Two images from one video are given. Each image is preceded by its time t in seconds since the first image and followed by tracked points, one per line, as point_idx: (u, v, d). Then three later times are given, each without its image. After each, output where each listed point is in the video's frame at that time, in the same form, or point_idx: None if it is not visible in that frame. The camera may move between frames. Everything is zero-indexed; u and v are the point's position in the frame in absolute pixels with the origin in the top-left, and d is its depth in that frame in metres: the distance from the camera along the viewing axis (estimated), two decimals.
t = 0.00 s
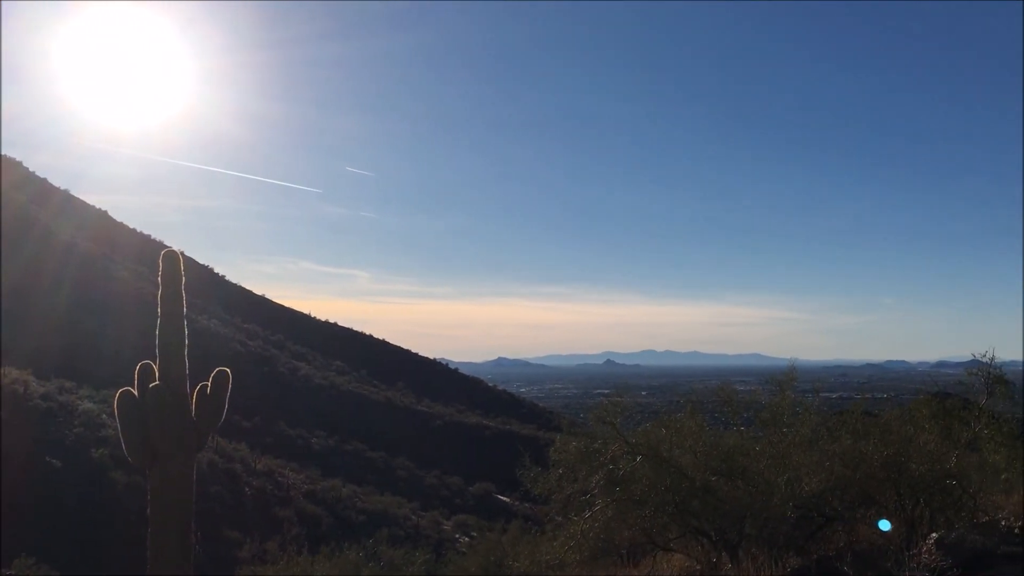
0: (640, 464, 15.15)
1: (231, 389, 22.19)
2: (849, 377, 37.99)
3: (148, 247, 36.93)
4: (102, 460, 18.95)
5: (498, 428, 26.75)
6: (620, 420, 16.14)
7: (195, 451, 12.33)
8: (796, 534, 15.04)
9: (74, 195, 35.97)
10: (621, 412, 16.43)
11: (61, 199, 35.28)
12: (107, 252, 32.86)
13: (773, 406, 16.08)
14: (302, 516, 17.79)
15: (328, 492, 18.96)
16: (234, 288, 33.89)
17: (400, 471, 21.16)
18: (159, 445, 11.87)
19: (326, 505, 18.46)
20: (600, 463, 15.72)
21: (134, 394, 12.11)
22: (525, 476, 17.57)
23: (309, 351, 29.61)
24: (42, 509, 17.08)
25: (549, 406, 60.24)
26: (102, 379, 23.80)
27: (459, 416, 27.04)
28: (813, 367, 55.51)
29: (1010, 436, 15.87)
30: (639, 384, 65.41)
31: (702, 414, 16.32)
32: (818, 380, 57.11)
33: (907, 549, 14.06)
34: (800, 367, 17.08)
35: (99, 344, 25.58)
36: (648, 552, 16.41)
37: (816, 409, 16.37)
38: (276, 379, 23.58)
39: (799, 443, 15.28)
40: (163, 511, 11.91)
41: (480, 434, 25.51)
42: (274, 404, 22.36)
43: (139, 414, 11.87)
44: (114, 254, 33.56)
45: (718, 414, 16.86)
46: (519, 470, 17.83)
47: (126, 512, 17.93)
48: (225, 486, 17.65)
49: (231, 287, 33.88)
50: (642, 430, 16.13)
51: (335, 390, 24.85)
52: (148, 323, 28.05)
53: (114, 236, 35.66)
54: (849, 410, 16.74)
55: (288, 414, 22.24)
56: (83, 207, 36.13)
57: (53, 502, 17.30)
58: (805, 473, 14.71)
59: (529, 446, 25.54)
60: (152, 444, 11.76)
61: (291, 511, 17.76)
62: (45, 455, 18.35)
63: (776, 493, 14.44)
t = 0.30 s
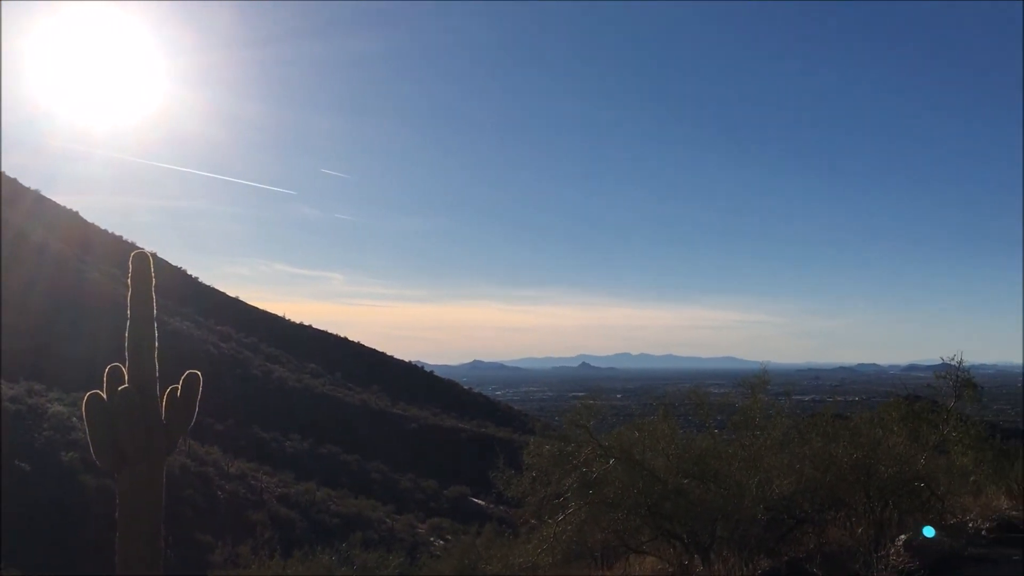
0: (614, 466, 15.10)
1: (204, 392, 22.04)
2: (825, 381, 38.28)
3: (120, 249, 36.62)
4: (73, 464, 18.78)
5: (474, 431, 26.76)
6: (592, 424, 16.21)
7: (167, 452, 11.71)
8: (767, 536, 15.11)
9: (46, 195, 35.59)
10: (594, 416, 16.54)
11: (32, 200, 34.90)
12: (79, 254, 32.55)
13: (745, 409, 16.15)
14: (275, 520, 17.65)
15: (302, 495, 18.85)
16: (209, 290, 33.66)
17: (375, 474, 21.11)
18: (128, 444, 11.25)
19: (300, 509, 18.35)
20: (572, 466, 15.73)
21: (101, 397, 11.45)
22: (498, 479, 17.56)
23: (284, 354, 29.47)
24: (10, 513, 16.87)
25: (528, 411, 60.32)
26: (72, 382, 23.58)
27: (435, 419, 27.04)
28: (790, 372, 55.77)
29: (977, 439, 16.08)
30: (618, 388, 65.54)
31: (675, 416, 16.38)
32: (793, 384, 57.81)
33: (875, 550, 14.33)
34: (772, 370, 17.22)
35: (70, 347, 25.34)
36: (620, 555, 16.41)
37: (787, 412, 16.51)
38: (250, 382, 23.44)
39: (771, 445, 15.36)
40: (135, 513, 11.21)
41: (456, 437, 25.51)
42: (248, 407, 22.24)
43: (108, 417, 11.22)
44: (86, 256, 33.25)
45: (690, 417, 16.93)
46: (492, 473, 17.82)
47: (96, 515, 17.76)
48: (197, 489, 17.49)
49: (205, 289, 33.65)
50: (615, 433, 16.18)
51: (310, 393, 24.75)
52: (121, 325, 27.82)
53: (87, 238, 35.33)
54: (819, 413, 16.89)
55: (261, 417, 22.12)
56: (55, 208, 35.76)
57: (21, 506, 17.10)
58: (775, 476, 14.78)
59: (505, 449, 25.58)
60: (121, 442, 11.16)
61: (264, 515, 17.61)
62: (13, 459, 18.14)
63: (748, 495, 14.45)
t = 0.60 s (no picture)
0: (586, 471, 15.24)
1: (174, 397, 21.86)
2: (799, 386, 38.64)
3: (91, 253, 36.27)
4: (41, 469, 18.55)
5: (448, 436, 26.78)
6: (565, 429, 16.32)
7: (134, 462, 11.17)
8: (738, 539, 15.17)
9: (14, 197, 35.16)
10: (566, 420, 16.67)
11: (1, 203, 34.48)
12: (48, 257, 32.20)
13: (716, 413, 16.34)
14: (246, 525, 17.47)
15: (274, 501, 18.73)
16: (183, 295, 33.42)
17: (348, 479, 21.05)
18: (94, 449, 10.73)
19: (272, 514, 18.23)
20: (545, 471, 15.81)
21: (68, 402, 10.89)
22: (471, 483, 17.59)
23: (258, 359, 29.34)
24: None
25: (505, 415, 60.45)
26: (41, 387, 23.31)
27: (409, 423, 27.06)
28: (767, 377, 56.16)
29: (944, 444, 16.21)
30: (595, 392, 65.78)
31: (646, 421, 16.47)
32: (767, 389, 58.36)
33: (843, 553, 14.39)
34: (743, 375, 17.43)
35: (39, 352, 25.06)
36: (593, 560, 16.50)
37: (756, 416, 16.69)
38: (222, 387, 23.29)
39: (741, 451, 15.54)
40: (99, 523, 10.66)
41: (430, 441, 25.52)
42: (220, 412, 22.09)
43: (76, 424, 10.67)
44: (56, 259, 32.89)
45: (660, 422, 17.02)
46: (465, 478, 17.85)
47: (63, 522, 17.55)
48: (167, 495, 17.32)
49: (179, 293, 33.42)
50: (587, 438, 16.25)
51: (284, 398, 24.66)
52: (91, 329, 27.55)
53: (57, 241, 34.94)
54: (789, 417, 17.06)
55: (233, 422, 21.99)
56: (23, 210, 35.33)
57: None
58: (745, 479, 14.84)
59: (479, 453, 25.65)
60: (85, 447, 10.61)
61: (236, 520, 17.40)
62: None
63: (718, 499, 14.65)
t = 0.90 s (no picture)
0: (558, 475, 15.15)
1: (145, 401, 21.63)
2: (774, 391, 38.94)
3: (62, 257, 35.84)
4: (7, 475, 18.26)
5: (423, 440, 26.70)
6: (537, 433, 16.29)
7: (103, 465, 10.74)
8: (710, 544, 15.20)
9: None
10: (539, 424, 16.63)
11: None
12: (18, 261, 31.78)
13: (689, 417, 16.44)
14: (218, 531, 17.26)
15: (246, 506, 18.57)
16: (156, 299, 33.10)
17: (321, 485, 20.93)
18: (59, 456, 10.28)
19: (243, 519, 18.06)
20: (518, 476, 15.80)
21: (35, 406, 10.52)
22: (445, 488, 17.52)
23: (231, 363, 29.12)
24: None
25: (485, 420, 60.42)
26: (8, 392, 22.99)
27: (383, 428, 26.98)
28: (744, 383, 56.43)
29: (913, 448, 16.32)
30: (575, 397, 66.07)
31: (619, 425, 16.47)
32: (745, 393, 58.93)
33: (812, 557, 14.83)
34: (715, 380, 17.55)
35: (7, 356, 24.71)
36: (567, 565, 16.54)
37: (727, 421, 16.77)
38: (193, 391, 23.08)
39: (712, 455, 15.51)
40: (68, 530, 10.29)
41: (403, 446, 25.47)
42: (191, 417, 21.88)
43: (42, 430, 10.33)
44: (26, 263, 32.46)
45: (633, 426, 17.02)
46: (439, 483, 17.81)
47: (30, 528, 17.30)
48: (137, 501, 17.08)
49: (152, 298, 33.09)
50: (560, 443, 16.20)
51: (257, 402, 24.51)
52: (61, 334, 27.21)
53: (26, 245, 34.50)
54: (760, 422, 17.17)
55: (205, 427, 21.80)
56: None
57: None
58: (716, 484, 14.92)
59: (454, 458, 25.65)
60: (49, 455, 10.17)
61: (207, 526, 17.20)
62: None
63: (690, 503, 14.64)
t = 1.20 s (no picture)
0: (533, 480, 15.08)
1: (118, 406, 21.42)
2: (751, 395, 39.28)
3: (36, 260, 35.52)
4: None
5: (399, 444, 26.68)
6: (513, 438, 16.26)
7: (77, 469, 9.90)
8: (684, 548, 15.21)
9: None
10: (514, 429, 16.59)
11: None
12: None
13: (664, 422, 16.51)
14: (192, 536, 17.11)
15: (221, 511, 18.43)
16: (131, 303, 32.85)
17: (296, 489, 20.84)
18: (28, 455, 9.45)
19: (218, 524, 17.92)
20: (493, 480, 15.75)
21: None
22: (421, 492, 17.47)
23: (207, 367, 28.94)
24: None
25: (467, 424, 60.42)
26: None
27: (359, 432, 26.91)
28: (723, 388, 56.68)
29: (885, 452, 16.49)
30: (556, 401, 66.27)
31: (594, 430, 16.49)
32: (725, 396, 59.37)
33: (785, 560, 15.00)
34: (689, 384, 17.65)
35: None
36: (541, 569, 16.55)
37: (702, 425, 16.86)
38: (168, 395, 22.90)
39: (687, 459, 15.56)
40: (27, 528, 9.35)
41: (379, 450, 25.42)
42: (165, 421, 21.71)
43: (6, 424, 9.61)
44: None
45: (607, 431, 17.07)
46: (415, 487, 17.78)
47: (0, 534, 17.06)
48: (110, 506, 16.89)
49: (127, 302, 32.84)
50: (536, 447, 16.19)
51: (233, 406, 24.38)
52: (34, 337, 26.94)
53: None
54: (734, 426, 17.27)
55: (180, 431, 21.63)
56: None
57: None
58: (691, 488, 14.94)
59: (431, 462, 25.65)
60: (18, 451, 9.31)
61: (180, 531, 17.03)
62: None
63: (664, 507, 14.62)
